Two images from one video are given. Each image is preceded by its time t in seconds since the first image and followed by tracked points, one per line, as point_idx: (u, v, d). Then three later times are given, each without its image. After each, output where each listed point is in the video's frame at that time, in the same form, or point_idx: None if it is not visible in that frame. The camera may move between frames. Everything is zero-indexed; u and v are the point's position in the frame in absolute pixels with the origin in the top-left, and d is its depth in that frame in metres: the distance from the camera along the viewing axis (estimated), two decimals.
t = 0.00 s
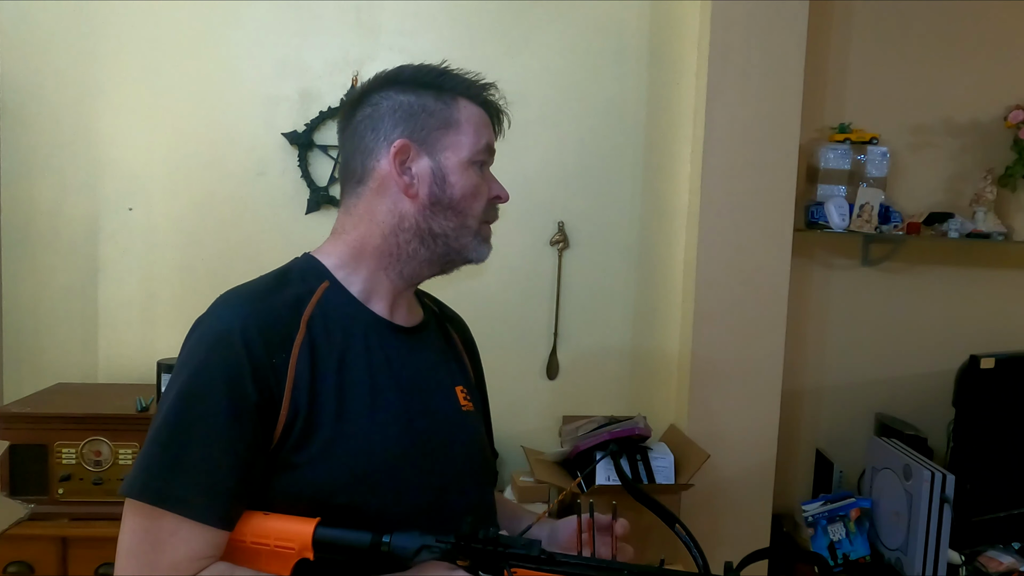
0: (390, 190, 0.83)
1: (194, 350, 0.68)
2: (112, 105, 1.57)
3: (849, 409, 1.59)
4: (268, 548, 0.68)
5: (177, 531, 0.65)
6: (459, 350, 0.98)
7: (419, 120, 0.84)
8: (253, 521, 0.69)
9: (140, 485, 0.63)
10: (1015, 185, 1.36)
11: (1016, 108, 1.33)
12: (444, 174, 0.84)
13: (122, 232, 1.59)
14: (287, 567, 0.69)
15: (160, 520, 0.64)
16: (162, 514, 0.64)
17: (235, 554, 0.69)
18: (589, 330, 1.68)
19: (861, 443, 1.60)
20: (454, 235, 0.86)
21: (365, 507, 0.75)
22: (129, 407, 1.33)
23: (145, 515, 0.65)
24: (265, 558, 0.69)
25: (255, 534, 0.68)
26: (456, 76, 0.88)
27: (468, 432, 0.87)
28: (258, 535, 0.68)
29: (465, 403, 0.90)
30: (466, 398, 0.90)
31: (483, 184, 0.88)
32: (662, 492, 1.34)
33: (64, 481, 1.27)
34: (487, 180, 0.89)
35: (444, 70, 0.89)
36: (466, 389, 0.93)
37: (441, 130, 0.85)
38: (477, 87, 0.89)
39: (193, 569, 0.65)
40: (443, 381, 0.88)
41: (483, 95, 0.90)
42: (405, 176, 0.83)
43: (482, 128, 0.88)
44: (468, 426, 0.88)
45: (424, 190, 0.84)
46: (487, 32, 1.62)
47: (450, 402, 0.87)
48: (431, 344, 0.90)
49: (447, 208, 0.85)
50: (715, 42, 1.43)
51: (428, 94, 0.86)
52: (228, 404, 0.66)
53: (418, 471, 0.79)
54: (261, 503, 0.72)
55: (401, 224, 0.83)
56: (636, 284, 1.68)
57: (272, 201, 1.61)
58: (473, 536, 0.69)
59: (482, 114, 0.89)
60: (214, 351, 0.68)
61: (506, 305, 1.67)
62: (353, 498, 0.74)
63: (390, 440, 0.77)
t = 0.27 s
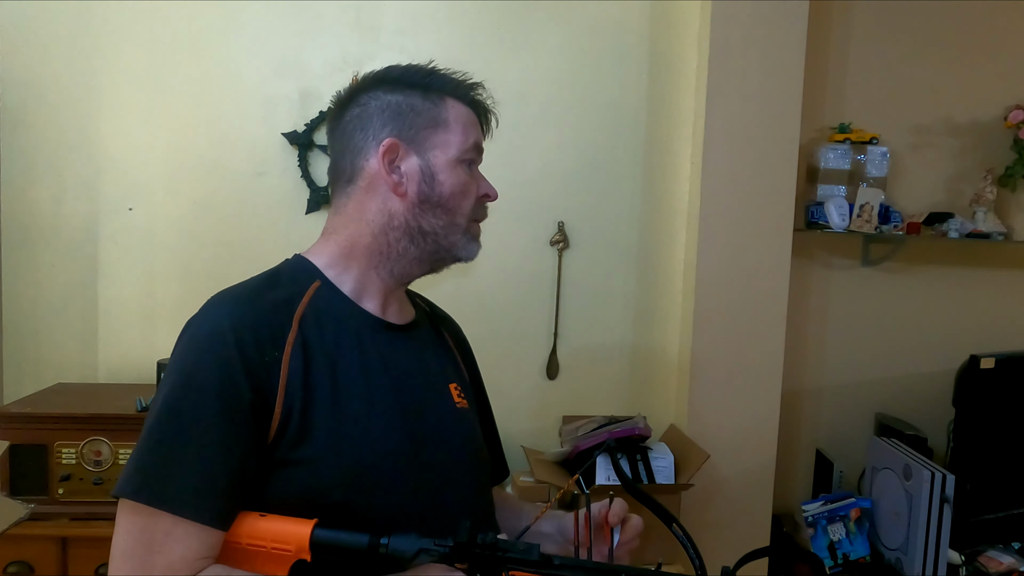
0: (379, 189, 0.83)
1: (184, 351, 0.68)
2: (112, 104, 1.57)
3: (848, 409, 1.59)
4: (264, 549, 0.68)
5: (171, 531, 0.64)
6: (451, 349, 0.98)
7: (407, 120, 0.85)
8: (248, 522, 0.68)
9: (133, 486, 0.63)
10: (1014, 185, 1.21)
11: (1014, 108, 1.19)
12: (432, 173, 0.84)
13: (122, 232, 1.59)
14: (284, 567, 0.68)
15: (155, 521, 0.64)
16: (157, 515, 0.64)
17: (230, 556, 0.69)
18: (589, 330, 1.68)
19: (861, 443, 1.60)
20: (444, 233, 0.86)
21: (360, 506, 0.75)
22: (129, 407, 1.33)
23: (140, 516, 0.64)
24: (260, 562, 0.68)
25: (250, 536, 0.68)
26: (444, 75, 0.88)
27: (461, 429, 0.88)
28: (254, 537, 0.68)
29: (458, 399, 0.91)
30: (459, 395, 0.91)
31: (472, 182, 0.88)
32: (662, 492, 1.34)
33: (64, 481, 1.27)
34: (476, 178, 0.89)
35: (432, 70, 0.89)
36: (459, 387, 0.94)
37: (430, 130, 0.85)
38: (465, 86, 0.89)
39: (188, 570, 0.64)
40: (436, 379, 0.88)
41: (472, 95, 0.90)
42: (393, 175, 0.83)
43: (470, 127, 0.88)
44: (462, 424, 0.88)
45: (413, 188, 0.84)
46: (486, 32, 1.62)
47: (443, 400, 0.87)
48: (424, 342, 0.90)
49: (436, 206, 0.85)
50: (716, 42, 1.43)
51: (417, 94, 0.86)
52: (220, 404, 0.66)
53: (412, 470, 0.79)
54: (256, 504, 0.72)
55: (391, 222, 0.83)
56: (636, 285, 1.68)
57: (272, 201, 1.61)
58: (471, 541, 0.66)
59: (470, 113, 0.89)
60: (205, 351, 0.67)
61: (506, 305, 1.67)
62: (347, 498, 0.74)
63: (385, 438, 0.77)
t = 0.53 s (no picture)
0: (378, 188, 0.83)
1: (183, 346, 0.68)
2: (112, 104, 1.57)
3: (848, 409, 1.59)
4: (263, 549, 0.68)
5: (171, 527, 0.64)
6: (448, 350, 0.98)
7: (406, 120, 0.85)
8: (247, 521, 0.68)
9: (131, 483, 0.63)
10: (1015, 184, 1.19)
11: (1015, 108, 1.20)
12: (431, 173, 0.84)
13: (122, 232, 1.59)
14: (284, 567, 0.69)
15: (154, 517, 0.64)
16: (156, 510, 0.64)
17: (229, 554, 0.69)
18: (589, 330, 1.68)
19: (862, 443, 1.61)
20: (442, 233, 0.86)
21: (359, 505, 0.75)
22: (129, 407, 1.33)
23: (140, 512, 0.64)
24: (259, 560, 0.69)
25: (249, 536, 0.68)
26: (445, 78, 0.89)
27: (460, 428, 0.88)
28: (252, 536, 0.68)
29: (456, 398, 0.91)
30: (456, 394, 0.91)
31: (470, 182, 0.88)
32: (662, 492, 1.34)
33: (64, 481, 1.27)
34: (474, 179, 0.89)
35: (433, 73, 0.89)
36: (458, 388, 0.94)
37: (429, 130, 0.85)
38: (463, 88, 0.89)
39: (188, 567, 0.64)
40: (435, 378, 0.88)
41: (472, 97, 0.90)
42: (392, 175, 0.83)
43: (469, 128, 0.88)
44: (459, 423, 0.88)
45: (412, 188, 0.83)
46: (486, 32, 1.62)
47: (441, 399, 0.87)
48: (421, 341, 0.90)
49: (434, 206, 0.85)
50: (716, 42, 1.43)
51: (416, 95, 0.86)
52: (219, 401, 0.66)
53: (410, 469, 0.79)
54: (254, 502, 0.72)
55: (390, 222, 0.83)
56: (636, 285, 1.68)
57: (272, 201, 1.61)
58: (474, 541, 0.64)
59: (470, 116, 0.89)
60: (205, 346, 0.67)
61: (506, 305, 1.67)
62: (347, 497, 0.74)
63: (384, 437, 0.77)
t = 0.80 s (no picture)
0: (356, 197, 0.82)
1: (183, 344, 0.68)
2: (112, 104, 1.57)
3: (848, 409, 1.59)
4: (265, 537, 0.68)
5: (171, 519, 0.64)
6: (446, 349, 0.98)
7: (401, 135, 0.81)
8: (250, 510, 0.69)
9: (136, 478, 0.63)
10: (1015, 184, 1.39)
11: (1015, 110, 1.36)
12: (404, 197, 0.80)
13: (121, 232, 1.59)
14: (286, 557, 0.69)
15: (154, 508, 0.64)
16: (156, 502, 0.64)
17: (232, 543, 0.69)
18: (589, 330, 1.68)
19: (862, 443, 1.61)
20: (409, 258, 0.82)
21: (359, 499, 0.75)
22: (129, 407, 1.33)
23: (140, 502, 0.64)
24: (261, 549, 0.69)
25: (251, 524, 0.69)
26: (458, 94, 0.82)
27: (459, 426, 0.88)
28: (254, 524, 0.69)
29: (452, 396, 0.90)
30: (453, 392, 0.91)
31: (452, 212, 0.82)
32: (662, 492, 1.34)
33: (64, 481, 1.27)
34: (460, 207, 0.83)
35: (450, 87, 0.83)
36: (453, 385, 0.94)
37: (417, 150, 0.80)
38: (476, 108, 0.82)
39: (189, 556, 0.64)
40: (433, 376, 0.88)
41: (484, 118, 0.82)
42: (368, 188, 0.81)
43: (468, 154, 0.81)
44: (457, 421, 0.89)
45: (385, 206, 0.81)
46: (487, 32, 1.62)
47: (439, 397, 0.88)
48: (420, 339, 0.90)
49: (403, 231, 0.81)
50: (716, 41, 1.43)
51: (421, 109, 0.82)
52: (221, 399, 0.66)
53: (410, 465, 0.79)
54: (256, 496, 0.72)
55: (362, 234, 0.82)
56: (635, 284, 1.68)
57: (272, 201, 1.61)
58: (472, 528, 0.70)
59: (474, 139, 0.82)
60: (206, 344, 0.67)
61: (506, 305, 1.67)
62: (348, 492, 0.74)
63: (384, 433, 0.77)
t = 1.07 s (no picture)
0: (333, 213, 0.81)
1: (174, 349, 0.68)
2: (111, 104, 1.57)
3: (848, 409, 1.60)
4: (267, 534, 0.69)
5: (175, 519, 0.64)
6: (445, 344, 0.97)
7: (372, 150, 0.77)
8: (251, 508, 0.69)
9: (136, 482, 0.63)
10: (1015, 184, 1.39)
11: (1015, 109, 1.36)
12: (376, 216, 0.78)
13: (122, 233, 1.59)
14: (287, 552, 0.70)
15: (156, 507, 0.63)
16: (158, 503, 0.63)
17: (234, 540, 0.69)
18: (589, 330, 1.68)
19: (862, 442, 1.61)
20: (383, 279, 0.80)
21: (359, 497, 0.75)
22: (130, 407, 1.33)
23: (143, 502, 0.63)
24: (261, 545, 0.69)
25: (253, 521, 0.68)
26: (432, 106, 0.77)
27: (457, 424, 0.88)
28: (256, 522, 0.68)
29: (448, 395, 0.89)
30: (449, 391, 0.90)
31: (426, 232, 0.78)
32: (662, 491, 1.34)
33: (65, 481, 1.27)
34: (436, 226, 0.79)
35: (424, 96, 0.78)
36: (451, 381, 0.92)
37: (387, 168, 0.76)
38: (451, 121, 0.76)
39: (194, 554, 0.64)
40: (431, 373, 0.88)
41: (457, 132, 0.76)
42: (342, 205, 0.80)
43: (440, 173, 0.76)
44: (454, 420, 0.88)
45: (358, 224, 0.79)
46: (486, 32, 1.62)
47: (436, 395, 0.87)
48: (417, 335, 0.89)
49: (377, 251, 0.79)
50: (716, 41, 1.43)
51: (392, 122, 0.77)
52: (214, 401, 0.66)
53: (409, 463, 0.79)
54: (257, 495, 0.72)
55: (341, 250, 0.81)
56: (636, 284, 1.68)
57: (272, 201, 1.61)
58: (474, 510, 0.76)
59: (448, 155, 0.76)
60: (197, 348, 0.67)
61: (506, 304, 1.67)
62: (349, 490, 0.74)
63: (380, 432, 0.77)
